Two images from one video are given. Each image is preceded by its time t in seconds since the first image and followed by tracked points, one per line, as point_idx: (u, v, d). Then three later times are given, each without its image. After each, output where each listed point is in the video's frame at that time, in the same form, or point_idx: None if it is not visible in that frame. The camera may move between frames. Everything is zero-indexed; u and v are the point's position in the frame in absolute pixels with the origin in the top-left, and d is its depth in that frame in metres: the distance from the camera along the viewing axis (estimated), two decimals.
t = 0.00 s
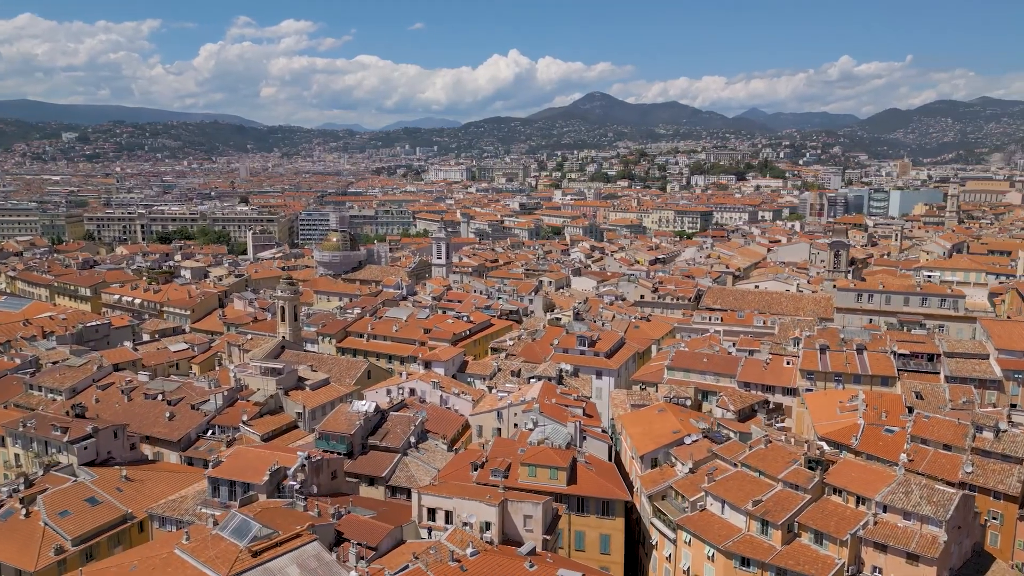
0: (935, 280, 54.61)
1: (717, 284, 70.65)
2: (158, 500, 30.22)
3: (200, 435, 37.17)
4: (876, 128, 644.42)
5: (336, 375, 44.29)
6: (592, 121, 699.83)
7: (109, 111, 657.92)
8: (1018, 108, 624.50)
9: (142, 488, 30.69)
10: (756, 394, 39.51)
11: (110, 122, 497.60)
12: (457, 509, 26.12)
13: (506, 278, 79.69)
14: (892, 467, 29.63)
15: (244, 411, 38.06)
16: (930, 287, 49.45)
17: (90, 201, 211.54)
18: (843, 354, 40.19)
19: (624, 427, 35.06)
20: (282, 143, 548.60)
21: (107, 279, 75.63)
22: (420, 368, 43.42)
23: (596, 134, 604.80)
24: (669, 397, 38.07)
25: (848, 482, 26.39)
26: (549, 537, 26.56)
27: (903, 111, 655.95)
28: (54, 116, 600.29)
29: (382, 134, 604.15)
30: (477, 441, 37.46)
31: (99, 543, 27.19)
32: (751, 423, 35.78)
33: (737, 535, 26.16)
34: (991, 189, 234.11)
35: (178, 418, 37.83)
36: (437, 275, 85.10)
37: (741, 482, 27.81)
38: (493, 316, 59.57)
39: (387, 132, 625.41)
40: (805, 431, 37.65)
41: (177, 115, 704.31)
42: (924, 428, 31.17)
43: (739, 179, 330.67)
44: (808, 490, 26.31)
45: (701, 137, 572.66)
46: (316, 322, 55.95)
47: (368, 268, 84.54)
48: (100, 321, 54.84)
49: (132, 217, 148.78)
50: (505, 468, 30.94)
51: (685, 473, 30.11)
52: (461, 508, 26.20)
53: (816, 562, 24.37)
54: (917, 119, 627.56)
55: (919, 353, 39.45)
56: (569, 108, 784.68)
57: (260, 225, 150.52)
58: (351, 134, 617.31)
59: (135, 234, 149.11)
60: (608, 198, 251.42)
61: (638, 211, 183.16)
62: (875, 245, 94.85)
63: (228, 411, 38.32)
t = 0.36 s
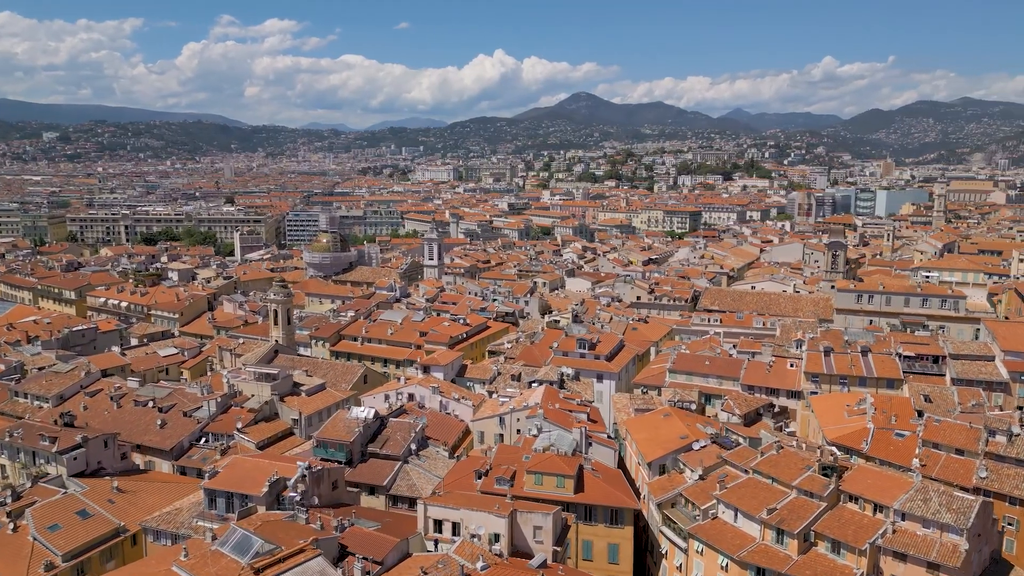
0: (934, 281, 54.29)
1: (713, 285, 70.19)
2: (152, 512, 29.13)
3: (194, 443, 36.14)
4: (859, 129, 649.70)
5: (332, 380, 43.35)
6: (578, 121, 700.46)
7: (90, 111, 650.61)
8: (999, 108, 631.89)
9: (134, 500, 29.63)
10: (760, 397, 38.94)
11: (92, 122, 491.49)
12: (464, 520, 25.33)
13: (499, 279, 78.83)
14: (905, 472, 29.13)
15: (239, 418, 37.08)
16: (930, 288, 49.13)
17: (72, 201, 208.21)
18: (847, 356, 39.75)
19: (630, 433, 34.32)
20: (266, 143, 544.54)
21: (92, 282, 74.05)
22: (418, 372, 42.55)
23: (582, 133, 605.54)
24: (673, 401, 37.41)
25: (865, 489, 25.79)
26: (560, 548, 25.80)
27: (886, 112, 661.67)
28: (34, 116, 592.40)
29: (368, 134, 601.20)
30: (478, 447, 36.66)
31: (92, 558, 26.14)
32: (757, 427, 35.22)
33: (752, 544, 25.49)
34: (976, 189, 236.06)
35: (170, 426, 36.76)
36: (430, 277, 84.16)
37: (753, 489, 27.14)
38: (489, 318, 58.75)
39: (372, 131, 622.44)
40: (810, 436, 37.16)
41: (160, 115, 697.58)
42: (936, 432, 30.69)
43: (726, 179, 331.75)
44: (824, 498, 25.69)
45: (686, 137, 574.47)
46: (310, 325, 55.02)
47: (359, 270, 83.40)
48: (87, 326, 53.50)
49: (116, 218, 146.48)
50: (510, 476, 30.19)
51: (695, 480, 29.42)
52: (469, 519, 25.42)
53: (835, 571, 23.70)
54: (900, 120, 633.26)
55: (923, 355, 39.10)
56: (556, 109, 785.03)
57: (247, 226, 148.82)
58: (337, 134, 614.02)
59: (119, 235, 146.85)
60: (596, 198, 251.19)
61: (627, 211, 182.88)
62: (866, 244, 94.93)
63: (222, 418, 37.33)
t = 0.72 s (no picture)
0: (933, 281, 54.01)
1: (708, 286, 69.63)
2: (145, 527, 27.95)
3: (186, 452, 34.94)
4: (842, 129, 654.92)
5: (327, 386, 42.31)
6: (563, 121, 700.86)
7: (69, 110, 641.96)
8: (978, 108, 639.45)
9: (126, 514, 28.45)
10: (766, 401, 38.37)
11: (71, 121, 484.73)
12: (474, 533, 24.42)
13: (492, 281, 77.88)
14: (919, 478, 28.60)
15: (233, 427, 35.93)
16: (930, 289, 48.80)
17: (52, 202, 204.72)
18: (853, 359, 39.25)
19: (637, 439, 33.60)
20: (250, 143, 539.89)
21: (75, 285, 72.32)
22: (416, 377, 41.54)
23: (567, 133, 605.95)
24: (679, 406, 36.73)
25: (884, 497, 25.18)
26: (572, 562, 24.97)
27: (868, 112, 667.51)
28: (11, 114, 583.24)
29: (352, 134, 597.81)
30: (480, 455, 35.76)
31: None
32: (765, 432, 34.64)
33: (769, 555, 24.78)
34: (959, 188, 238.05)
35: (161, 435, 35.52)
36: (421, 278, 83.14)
37: (769, 499, 26.46)
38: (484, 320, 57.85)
39: (357, 131, 618.84)
40: (817, 441, 36.68)
41: (140, 114, 689.73)
42: (949, 437, 30.18)
43: (711, 179, 332.63)
44: (842, 506, 25.06)
45: (670, 137, 576.50)
46: (302, 328, 53.80)
47: (349, 272, 82.16)
48: (71, 331, 51.95)
49: (98, 219, 143.89)
50: (516, 485, 29.35)
51: (707, 488, 28.72)
52: (479, 533, 24.47)
53: None
54: (881, 120, 638.76)
55: (929, 357, 38.67)
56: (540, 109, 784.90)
57: (232, 226, 146.85)
58: (322, 134, 610.17)
59: (101, 236, 144.29)
60: (583, 198, 250.95)
61: (615, 211, 182.51)
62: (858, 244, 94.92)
63: (215, 426, 36.14)
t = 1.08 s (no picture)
0: (932, 282, 53.67)
1: (704, 287, 69.09)
2: (139, 543, 26.78)
3: (178, 462, 33.74)
4: (824, 129, 659.85)
5: (323, 392, 41.22)
6: (548, 121, 700.82)
7: (48, 109, 632.81)
8: (958, 109, 646.41)
9: (119, 529, 27.25)
10: (772, 405, 37.79)
11: (50, 121, 477.61)
12: (486, 548, 23.54)
13: (484, 282, 76.93)
14: (934, 484, 28.04)
15: (227, 435, 34.80)
16: (931, 289, 48.49)
17: (32, 203, 201.02)
18: (859, 361, 38.73)
19: (644, 444, 32.84)
20: (233, 143, 534.96)
21: (58, 288, 70.56)
22: (415, 382, 40.46)
23: (552, 133, 606.02)
24: (685, 411, 36.06)
25: (904, 505, 24.58)
26: None
27: (850, 112, 673.14)
28: None
29: (336, 134, 594.20)
30: (483, 462, 34.85)
31: None
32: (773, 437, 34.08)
33: (788, 566, 24.05)
34: (942, 188, 239.96)
35: (152, 444, 34.32)
36: (413, 279, 82.06)
37: (785, 508, 25.76)
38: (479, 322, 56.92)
39: (341, 131, 614.87)
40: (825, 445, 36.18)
41: (121, 114, 681.88)
42: (964, 441, 29.61)
43: (697, 179, 333.07)
44: (862, 515, 24.43)
45: (655, 137, 577.96)
46: (294, 332, 52.63)
47: (340, 273, 80.86)
48: (55, 336, 50.40)
49: (79, 220, 141.20)
50: (524, 495, 28.54)
51: (719, 496, 28.00)
52: (490, 547, 23.58)
53: None
54: (863, 120, 644.32)
55: (935, 359, 38.19)
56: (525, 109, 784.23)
57: (218, 227, 144.79)
58: (306, 133, 606.18)
59: (83, 237, 141.58)
60: (571, 198, 250.50)
61: (603, 211, 182.12)
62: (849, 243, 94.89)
63: (209, 435, 34.98)
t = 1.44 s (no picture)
0: (930, 283, 53.52)
1: (699, 289, 68.58)
2: (134, 559, 25.65)
3: (171, 473, 32.60)
4: (807, 129, 664.55)
5: (319, 399, 40.19)
6: (533, 121, 700.75)
7: (26, 109, 623.64)
8: (938, 109, 653.56)
9: (111, 545, 26.10)
10: (778, 409, 37.24)
11: (29, 120, 470.59)
12: (499, 563, 22.69)
13: (477, 284, 75.94)
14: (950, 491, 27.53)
15: (221, 444, 33.70)
16: (932, 290, 48.20)
17: (10, 204, 197.55)
18: (865, 363, 38.25)
19: (652, 451, 32.14)
20: (215, 143, 529.86)
21: (41, 291, 68.85)
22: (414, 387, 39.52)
23: (537, 133, 605.79)
24: (692, 416, 35.42)
25: (927, 514, 24.01)
26: None
27: (833, 113, 678.47)
28: None
29: (321, 133, 590.17)
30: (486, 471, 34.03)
31: None
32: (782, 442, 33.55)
33: None
34: (926, 188, 241.84)
35: (143, 455, 33.12)
36: (404, 281, 81.10)
37: (803, 517, 25.09)
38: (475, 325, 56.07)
39: (325, 130, 610.83)
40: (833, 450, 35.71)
41: (100, 113, 673.50)
42: (978, 446, 29.16)
43: (683, 179, 333.73)
44: (884, 524, 23.81)
45: (640, 137, 579.20)
46: (286, 336, 51.63)
47: (330, 275, 79.70)
48: (39, 341, 48.92)
49: (60, 221, 138.66)
50: (533, 505, 27.71)
51: (733, 505, 27.31)
52: (504, 562, 22.75)
53: None
54: (845, 120, 649.55)
55: (942, 361, 37.81)
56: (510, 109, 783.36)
57: (203, 228, 142.85)
58: (289, 133, 601.72)
59: (64, 239, 139.10)
60: (558, 198, 250.09)
61: (591, 211, 181.66)
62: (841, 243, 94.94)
63: (202, 444, 33.85)
